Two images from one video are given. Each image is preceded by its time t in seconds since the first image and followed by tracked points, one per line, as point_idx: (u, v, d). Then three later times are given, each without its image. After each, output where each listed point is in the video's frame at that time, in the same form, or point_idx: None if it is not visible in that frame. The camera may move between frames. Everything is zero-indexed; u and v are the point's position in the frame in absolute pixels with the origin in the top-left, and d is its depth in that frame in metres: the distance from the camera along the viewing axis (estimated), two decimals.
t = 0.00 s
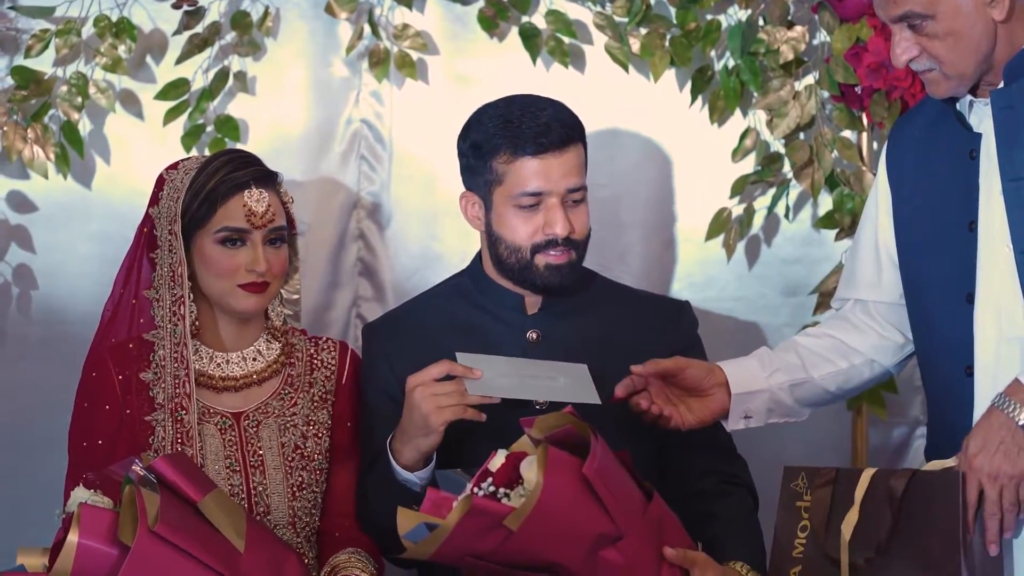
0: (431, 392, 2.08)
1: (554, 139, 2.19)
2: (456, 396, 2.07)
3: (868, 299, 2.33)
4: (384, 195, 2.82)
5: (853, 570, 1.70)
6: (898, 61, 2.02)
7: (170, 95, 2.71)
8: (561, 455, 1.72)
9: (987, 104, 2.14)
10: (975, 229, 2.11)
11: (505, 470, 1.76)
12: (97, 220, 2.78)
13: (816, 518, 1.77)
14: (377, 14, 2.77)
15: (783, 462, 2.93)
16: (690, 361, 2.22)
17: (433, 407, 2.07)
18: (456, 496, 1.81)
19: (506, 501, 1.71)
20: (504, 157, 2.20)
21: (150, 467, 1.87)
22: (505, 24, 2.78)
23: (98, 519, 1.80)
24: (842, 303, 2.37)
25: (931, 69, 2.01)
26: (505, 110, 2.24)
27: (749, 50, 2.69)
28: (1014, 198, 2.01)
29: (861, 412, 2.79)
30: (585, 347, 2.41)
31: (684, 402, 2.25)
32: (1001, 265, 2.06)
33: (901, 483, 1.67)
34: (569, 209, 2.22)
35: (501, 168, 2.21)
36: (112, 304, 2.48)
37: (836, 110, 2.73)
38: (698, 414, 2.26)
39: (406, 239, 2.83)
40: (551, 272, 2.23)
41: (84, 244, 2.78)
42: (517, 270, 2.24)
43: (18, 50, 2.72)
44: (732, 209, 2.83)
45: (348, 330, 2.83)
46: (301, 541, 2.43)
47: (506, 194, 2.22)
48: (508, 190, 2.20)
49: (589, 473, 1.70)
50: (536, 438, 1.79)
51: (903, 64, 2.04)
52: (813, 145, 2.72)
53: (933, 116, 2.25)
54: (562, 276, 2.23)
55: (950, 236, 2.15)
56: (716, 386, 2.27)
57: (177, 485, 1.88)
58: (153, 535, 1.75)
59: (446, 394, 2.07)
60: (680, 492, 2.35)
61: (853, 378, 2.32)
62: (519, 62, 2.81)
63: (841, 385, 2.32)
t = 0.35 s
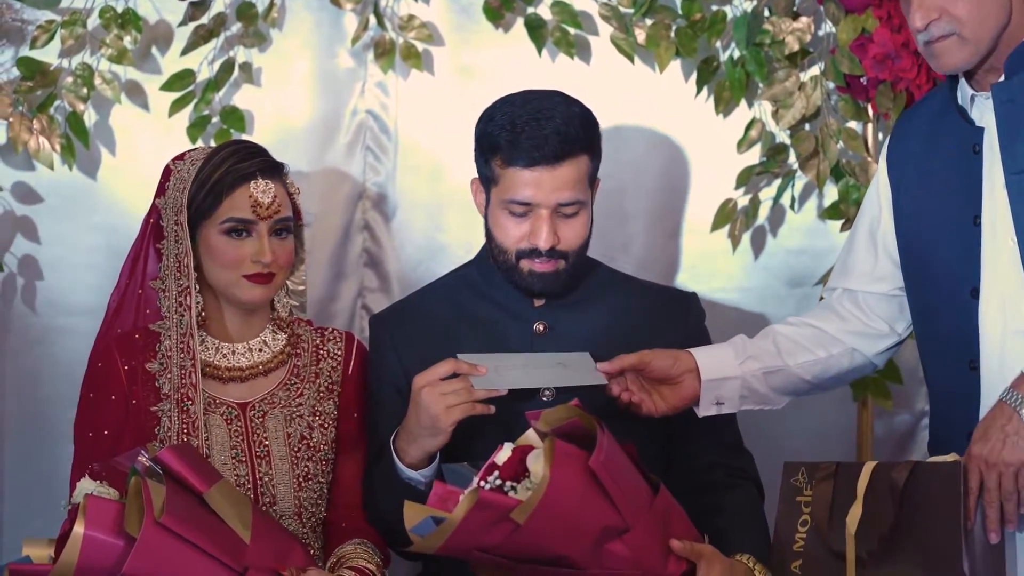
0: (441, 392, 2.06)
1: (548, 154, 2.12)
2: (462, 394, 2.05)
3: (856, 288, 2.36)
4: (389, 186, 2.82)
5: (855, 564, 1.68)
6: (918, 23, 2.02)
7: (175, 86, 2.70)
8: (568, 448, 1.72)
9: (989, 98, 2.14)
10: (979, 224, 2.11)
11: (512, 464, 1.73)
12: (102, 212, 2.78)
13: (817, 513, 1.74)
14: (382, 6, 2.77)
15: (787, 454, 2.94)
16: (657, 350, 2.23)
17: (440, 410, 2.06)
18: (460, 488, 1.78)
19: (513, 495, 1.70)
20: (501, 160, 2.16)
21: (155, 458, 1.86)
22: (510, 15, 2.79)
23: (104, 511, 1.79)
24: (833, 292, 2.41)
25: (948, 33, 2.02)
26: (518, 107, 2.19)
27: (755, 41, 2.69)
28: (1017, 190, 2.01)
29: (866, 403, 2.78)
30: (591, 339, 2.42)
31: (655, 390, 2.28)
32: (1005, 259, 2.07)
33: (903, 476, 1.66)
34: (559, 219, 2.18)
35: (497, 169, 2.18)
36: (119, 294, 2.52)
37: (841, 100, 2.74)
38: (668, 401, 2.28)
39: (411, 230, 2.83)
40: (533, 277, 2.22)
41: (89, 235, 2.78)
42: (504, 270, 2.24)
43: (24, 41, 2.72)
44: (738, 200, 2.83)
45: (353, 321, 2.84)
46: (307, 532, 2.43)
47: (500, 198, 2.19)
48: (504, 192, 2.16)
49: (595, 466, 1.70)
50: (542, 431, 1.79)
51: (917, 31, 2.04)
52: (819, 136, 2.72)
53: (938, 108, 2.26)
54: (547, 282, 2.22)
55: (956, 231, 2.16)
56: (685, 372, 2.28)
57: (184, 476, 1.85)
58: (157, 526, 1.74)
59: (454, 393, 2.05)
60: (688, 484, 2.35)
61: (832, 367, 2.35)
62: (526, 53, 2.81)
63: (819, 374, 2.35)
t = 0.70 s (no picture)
0: (430, 400, 2.07)
1: (546, 163, 2.10)
2: (453, 402, 2.07)
3: (841, 302, 2.37)
4: (378, 199, 2.82)
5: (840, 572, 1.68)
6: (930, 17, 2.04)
7: (164, 99, 2.71)
8: (557, 462, 1.72)
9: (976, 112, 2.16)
10: (966, 238, 2.12)
11: (501, 478, 1.76)
12: (90, 226, 2.78)
13: (805, 523, 1.74)
14: (372, 19, 2.77)
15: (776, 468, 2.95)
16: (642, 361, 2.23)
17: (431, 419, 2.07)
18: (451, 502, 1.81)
19: (502, 508, 1.71)
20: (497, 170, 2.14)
21: (143, 473, 1.86)
22: (500, 28, 2.79)
23: (93, 525, 1.79)
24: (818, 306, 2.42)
25: (961, 29, 2.04)
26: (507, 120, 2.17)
27: (743, 55, 2.70)
28: (1004, 205, 2.04)
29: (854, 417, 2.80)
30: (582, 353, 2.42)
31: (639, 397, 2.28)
32: (993, 274, 2.09)
33: (889, 483, 1.67)
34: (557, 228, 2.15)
35: (492, 180, 2.14)
36: (108, 306, 2.53)
37: (829, 114, 2.75)
38: (652, 409, 2.28)
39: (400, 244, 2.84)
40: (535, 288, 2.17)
41: (77, 249, 2.78)
42: (502, 283, 2.20)
43: (13, 54, 2.72)
44: (726, 214, 2.84)
45: (342, 334, 2.84)
46: (295, 546, 2.43)
47: (497, 210, 2.15)
48: (503, 203, 2.13)
49: (584, 480, 1.70)
50: (531, 445, 1.80)
51: (929, 25, 2.06)
52: (807, 149, 2.74)
53: (926, 123, 2.26)
54: (548, 293, 2.18)
55: (942, 244, 2.16)
56: (671, 383, 2.28)
57: (170, 489, 1.86)
58: (145, 541, 1.74)
59: (443, 401, 2.06)
60: (676, 498, 2.35)
61: (815, 381, 2.37)
62: (511, 68, 2.82)
63: (801, 388, 2.37)
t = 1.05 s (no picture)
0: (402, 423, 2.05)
1: (524, 159, 2.15)
2: (425, 423, 2.05)
3: (816, 327, 2.36)
4: (354, 223, 2.82)
5: None
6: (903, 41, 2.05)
7: (139, 123, 2.71)
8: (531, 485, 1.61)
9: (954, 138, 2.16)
10: (945, 264, 2.12)
11: (475, 503, 1.66)
12: (65, 249, 2.77)
13: (794, 548, 1.79)
14: (348, 43, 2.77)
15: (752, 491, 2.94)
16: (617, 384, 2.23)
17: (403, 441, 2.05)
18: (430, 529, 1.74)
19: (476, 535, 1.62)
20: (475, 177, 2.17)
21: (116, 496, 1.80)
22: (476, 53, 2.79)
23: (66, 550, 1.77)
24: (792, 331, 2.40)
25: (935, 50, 2.05)
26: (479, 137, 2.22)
27: (718, 80, 2.72)
28: (981, 230, 2.04)
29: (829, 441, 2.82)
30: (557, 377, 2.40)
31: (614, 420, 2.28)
32: (972, 299, 2.08)
33: (866, 505, 1.72)
34: (540, 228, 2.16)
35: (471, 188, 2.17)
36: (82, 331, 2.51)
37: (804, 139, 2.74)
38: (626, 432, 2.28)
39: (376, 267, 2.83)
40: (522, 294, 2.16)
41: (51, 272, 2.77)
42: (489, 294, 2.19)
43: None
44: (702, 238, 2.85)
45: (318, 357, 2.83)
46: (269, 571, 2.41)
47: (475, 217, 2.17)
48: (482, 206, 2.16)
49: (559, 505, 1.60)
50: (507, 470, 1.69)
51: (903, 49, 2.07)
52: (782, 174, 2.75)
53: (901, 152, 2.26)
54: (534, 298, 2.17)
55: (920, 270, 2.16)
56: (647, 407, 2.28)
57: (144, 513, 1.79)
58: (117, 565, 1.71)
59: (416, 422, 2.05)
60: (652, 523, 2.33)
61: (790, 406, 2.35)
62: (488, 92, 2.82)
63: (776, 414, 2.35)
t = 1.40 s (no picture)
0: (381, 437, 2.02)
1: (499, 171, 2.15)
2: (405, 438, 2.02)
3: (798, 342, 2.36)
4: (339, 239, 2.83)
5: None
6: (887, 51, 2.04)
7: (126, 139, 2.70)
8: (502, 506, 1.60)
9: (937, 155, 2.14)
10: (929, 279, 2.11)
11: (448, 527, 1.63)
12: (51, 264, 2.77)
13: None
14: (333, 59, 2.78)
15: (736, 506, 2.96)
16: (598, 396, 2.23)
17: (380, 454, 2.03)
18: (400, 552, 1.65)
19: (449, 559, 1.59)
20: (451, 191, 2.17)
21: (101, 514, 1.74)
22: (461, 69, 2.79)
23: (49, 567, 1.77)
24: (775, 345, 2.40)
25: (919, 62, 2.04)
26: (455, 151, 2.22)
27: (703, 95, 2.72)
28: (966, 245, 2.03)
29: (814, 456, 2.81)
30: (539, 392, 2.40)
31: (593, 431, 2.28)
32: (957, 314, 2.07)
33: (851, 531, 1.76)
34: (517, 239, 2.17)
35: (448, 203, 2.17)
36: (67, 347, 2.50)
37: (788, 156, 2.76)
38: (605, 444, 2.28)
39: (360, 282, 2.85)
40: (502, 306, 2.17)
41: (36, 288, 2.77)
42: (469, 307, 2.19)
43: None
44: (687, 254, 2.85)
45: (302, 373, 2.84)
46: None
47: (453, 230, 2.17)
48: (457, 221, 2.16)
49: (530, 525, 1.58)
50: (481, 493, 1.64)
51: (887, 59, 2.05)
52: (766, 191, 2.76)
53: (883, 169, 2.27)
54: (513, 311, 2.17)
55: (904, 286, 2.16)
56: (627, 420, 2.27)
57: (130, 531, 1.74)
58: None
59: (394, 437, 2.02)
60: (631, 539, 2.32)
61: (772, 421, 2.35)
62: (474, 107, 2.82)
63: (757, 428, 2.35)
